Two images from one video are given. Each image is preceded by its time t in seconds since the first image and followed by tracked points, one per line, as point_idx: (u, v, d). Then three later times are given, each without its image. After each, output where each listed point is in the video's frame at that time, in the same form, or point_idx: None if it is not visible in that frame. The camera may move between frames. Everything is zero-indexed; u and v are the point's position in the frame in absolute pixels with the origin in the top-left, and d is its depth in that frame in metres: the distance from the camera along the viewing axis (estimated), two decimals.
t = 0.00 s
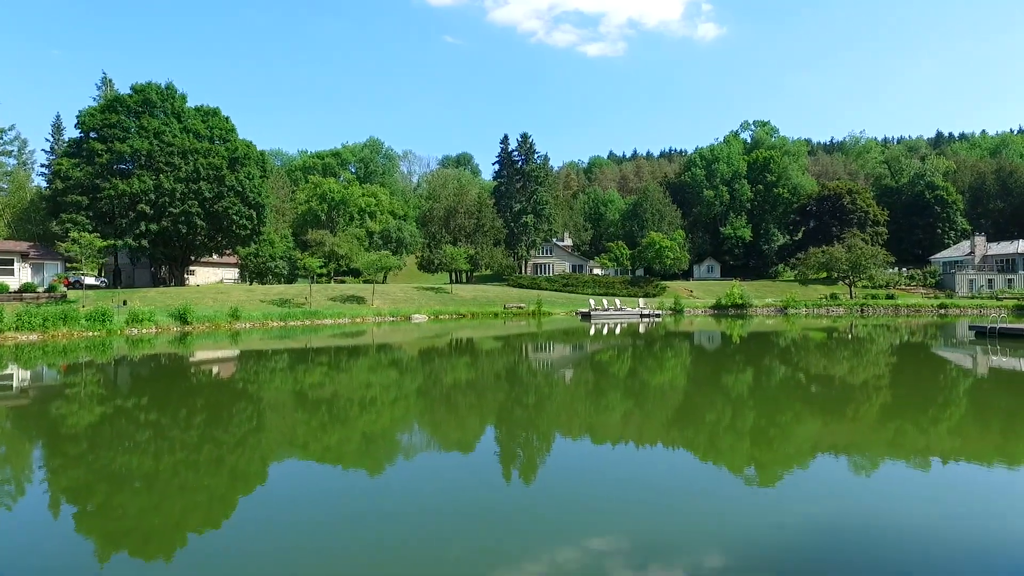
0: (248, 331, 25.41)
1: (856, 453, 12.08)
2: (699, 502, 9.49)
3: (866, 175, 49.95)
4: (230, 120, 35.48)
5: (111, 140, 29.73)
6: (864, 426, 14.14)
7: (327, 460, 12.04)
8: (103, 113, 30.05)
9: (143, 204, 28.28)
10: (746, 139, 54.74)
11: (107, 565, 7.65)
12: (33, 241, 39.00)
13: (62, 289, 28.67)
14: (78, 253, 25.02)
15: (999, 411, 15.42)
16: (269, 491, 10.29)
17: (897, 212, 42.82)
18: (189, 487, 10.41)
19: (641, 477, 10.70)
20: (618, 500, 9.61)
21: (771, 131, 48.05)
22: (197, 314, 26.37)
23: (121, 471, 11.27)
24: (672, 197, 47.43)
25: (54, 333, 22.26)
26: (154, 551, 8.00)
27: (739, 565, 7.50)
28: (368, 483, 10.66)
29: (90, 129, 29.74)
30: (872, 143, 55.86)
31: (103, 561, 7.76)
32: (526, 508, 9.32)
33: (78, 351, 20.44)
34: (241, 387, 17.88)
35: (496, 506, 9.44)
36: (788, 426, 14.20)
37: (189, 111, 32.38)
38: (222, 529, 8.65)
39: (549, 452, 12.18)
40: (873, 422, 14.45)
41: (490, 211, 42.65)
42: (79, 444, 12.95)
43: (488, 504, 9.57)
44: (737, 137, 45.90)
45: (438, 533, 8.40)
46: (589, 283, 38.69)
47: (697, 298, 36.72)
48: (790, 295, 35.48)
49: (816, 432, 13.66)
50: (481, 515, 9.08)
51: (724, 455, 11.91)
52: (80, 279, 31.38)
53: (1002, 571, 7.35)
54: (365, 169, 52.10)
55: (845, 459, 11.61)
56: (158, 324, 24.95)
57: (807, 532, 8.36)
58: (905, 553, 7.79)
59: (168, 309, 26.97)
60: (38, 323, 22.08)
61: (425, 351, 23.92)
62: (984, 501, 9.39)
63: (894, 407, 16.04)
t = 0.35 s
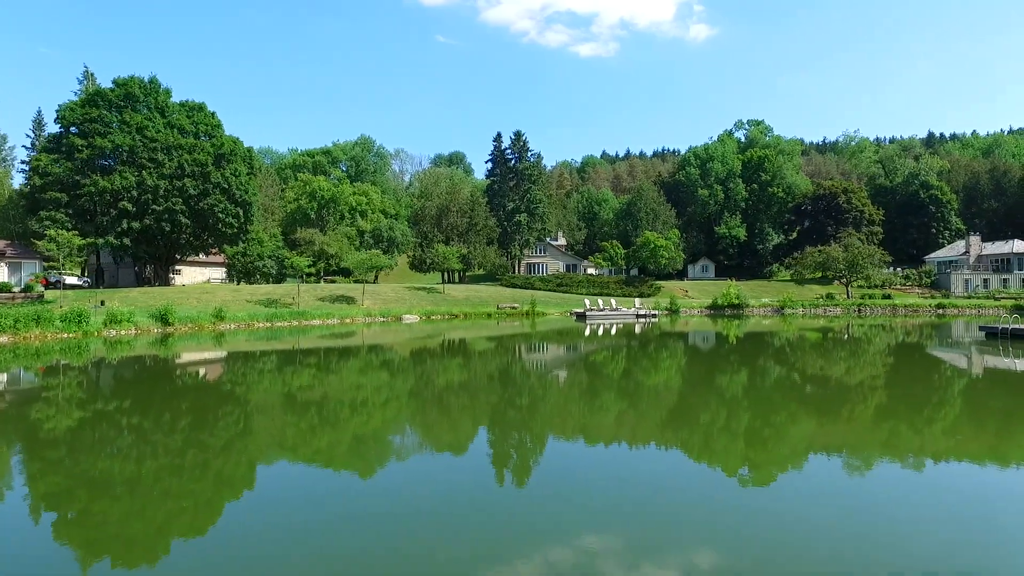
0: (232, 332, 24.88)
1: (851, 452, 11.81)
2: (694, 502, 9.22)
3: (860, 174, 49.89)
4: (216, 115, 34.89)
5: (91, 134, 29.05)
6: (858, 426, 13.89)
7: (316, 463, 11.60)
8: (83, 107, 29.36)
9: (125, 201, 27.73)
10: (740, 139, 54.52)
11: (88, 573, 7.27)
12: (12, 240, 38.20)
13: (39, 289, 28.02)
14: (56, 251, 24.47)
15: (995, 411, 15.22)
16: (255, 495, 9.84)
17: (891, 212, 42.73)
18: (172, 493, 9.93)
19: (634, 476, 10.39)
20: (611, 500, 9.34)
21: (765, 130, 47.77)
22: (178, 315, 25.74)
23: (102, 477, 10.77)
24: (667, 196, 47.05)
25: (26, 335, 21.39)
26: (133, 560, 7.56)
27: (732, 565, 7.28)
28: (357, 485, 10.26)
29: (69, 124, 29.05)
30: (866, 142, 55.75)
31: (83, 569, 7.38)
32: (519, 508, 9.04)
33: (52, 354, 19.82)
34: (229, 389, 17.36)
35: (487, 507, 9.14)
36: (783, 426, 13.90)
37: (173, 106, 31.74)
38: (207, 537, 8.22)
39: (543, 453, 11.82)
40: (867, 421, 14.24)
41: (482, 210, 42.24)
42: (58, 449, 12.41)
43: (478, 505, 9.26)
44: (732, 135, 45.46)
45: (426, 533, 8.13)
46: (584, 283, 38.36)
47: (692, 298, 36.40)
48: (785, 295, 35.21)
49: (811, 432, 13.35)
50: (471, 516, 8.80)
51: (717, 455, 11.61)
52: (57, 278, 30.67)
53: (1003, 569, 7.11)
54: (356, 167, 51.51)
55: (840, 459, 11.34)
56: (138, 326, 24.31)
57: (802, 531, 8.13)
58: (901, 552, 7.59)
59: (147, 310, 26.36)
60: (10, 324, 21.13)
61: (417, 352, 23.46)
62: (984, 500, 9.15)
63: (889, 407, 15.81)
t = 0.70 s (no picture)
0: (217, 333, 24.33)
1: (848, 452, 11.54)
2: (689, 502, 9.02)
3: (855, 173, 49.77)
4: (202, 109, 34.30)
5: (71, 128, 28.41)
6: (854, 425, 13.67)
7: (305, 465, 11.15)
8: (63, 100, 28.70)
9: (106, 197, 27.12)
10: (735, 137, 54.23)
11: None
12: None
13: (16, 288, 27.30)
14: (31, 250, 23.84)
15: (992, 410, 15.04)
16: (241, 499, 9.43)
17: (885, 211, 42.64)
18: (155, 498, 9.43)
19: (628, 476, 10.12)
20: (605, 501, 9.11)
21: (760, 129, 47.56)
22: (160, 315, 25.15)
23: (81, 482, 10.26)
24: (661, 195, 46.74)
25: None
26: (112, 569, 7.13)
27: (721, 564, 7.15)
28: (347, 487, 9.88)
29: (49, 117, 28.42)
30: (859, 142, 55.68)
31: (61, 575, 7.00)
32: (509, 510, 8.78)
33: (25, 356, 19.20)
34: (215, 391, 16.86)
35: (478, 508, 8.88)
36: (778, 426, 13.57)
37: (157, 100, 31.14)
38: (191, 541, 7.81)
39: (536, 454, 11.49)
40: (863, 420, 14.05)
41: (475, 209, 41.78)
42: (34, 455, 11.83)
43: (468, 506, 8.99)
44: (726, 134, 45.14)
45: (414, 533, 7.91)
46: (578, 283, 37.99)
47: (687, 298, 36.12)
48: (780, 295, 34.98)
49: (807, 432, 13.06)
50: (461, 516, 8.56)
51: (711, 455, 11.31)
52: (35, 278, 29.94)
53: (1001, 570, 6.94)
54: (347, 165, 50.93)
55: (837, 459, 11.07)
56: (117, 326, 23.69)
57: (796, 530, 7.98)
58: (896, 552, 7.43)
59: (128, 310, 25.71)
60: None
61: (408, 352, 23.02)
62: (985, 500, 8.93)
63: (885, 406, 15.61)
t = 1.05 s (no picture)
0: (199, 333, 23.70)
1: (841, 451, 11.29)
2: (685, 502, 8.80)
3: (846, 173, 49.78)
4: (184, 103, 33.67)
5: (47, 121, 27.58)
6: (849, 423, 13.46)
7: (290, 469, 10.65)
8: (38, 92, 27.76)
9: (83, 192, 26.48)
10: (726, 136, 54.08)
11: None
12: None
13: None
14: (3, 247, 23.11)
15: (988, 408, 14.87)
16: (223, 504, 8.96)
17: (876, 211, 42.66)
18: (136, 505, 8.91)
19: (621, 477, 9.84)
20: (597, 500, 8.89)
21: (751, 128, 47.43)
22: (138, 315, 24.47)
23: (56, 489, 9.69)
24: (653, 194, 46.46)
25: None
26: None
27: (710, 563, 7.03)
28: (335, 491, 9.46)
29: (23, 109, 27.62)
30: (849, 142, 55.74)
31: None
32: (502, 512, 8.49)
33: None
34: (199, 393, 16.31)
35: (468, 511, 8.59)
36: (769, 426, 13.24)
37: (137, 93, 30.47)
38: (173, 548, 7.42)
39: (527, 454, 11.15)
40: (857, 419, 13.86)
41: (466, 207, 41.29)
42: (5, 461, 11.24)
43: (458, 508, 8.72)
44: (718, 133, 44.96)
45: (399, 534, 7.67)
46: (570, 282, 37.65)
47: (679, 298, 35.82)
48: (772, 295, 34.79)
49: (800, 431, 12.79)
50: (449, 518, 8.30)
51: (702, 455, 11.02)
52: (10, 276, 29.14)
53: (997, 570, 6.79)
54: (335, 163, 50.31)
55: (831, 458, 10.82)
56: (91, 326, 22.94)
57: (790, 530, 7.82)
58: (890, 551, 7.28)
59: (105, 309, 25.01)
60: None
61: (397, 353, 22.53)
62: (986, 500, 8.72)
63: (879, 405, 15.43)
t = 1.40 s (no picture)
0: (178, 334, 23.00)
1: (830, 450, 10.94)
2: (681, 500, 8.47)
3: (834, 172, 49.83)
4: (163, 95, 32.82)
5: (18, 111, 26.86)
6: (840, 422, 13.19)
7: (274, 473, 10.08)
8: (9, 81, 27.03)
9: (54, 186, 25.70)
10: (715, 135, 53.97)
11: None
12: None
13: None
14: None
15: (980, 406, 14.68)
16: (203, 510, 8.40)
17: (864, 211, 42.70)
18: (112, 513, 8.32)
19: (613, 478, 9.47)
20: (585, 500, 8.59)
21: (740, 127, 47.31)
22: (112, 314, 23.70)
23: (26, 498, 9.05)
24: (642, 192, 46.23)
25: None
26: None
27: (697, 562, 6.76)
28: (319, 495, 8.98)
29: None
30: (838, 142, 55.83)
31: None
32: (491, 515, 8.11)
33: None
34: (179, 396, 15.68)
35: (454, 513, 8.20)
36: (759, 427, 12.86)
37: (113, 84, 29.62)
38: (147, 557, 6.94)
39: (516, 455, 10.72)
40: (847, 417, 13.65)
41: (454, 205, 40.70)
42: None
43: (443, 509, 8.36)
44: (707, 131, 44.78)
45: (379, 536, 7.34)
46: (560, 281, 37.28)
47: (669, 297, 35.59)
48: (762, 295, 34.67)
49: (789, 431, 12.44)
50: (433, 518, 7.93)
51: (691, 454, 10.66)
52: None
53: (990, 569, 6.57)
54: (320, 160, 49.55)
55: (820, 457, 10.50)
56: (61, 326, 22.13)
57: (783, 527, 7.56)
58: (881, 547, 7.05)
59: (78, 309, 24.20)
60: None
61: (384, 353, 22.00)
62: (984, 498, 8.47)
63: (871, 404, 15.20)
